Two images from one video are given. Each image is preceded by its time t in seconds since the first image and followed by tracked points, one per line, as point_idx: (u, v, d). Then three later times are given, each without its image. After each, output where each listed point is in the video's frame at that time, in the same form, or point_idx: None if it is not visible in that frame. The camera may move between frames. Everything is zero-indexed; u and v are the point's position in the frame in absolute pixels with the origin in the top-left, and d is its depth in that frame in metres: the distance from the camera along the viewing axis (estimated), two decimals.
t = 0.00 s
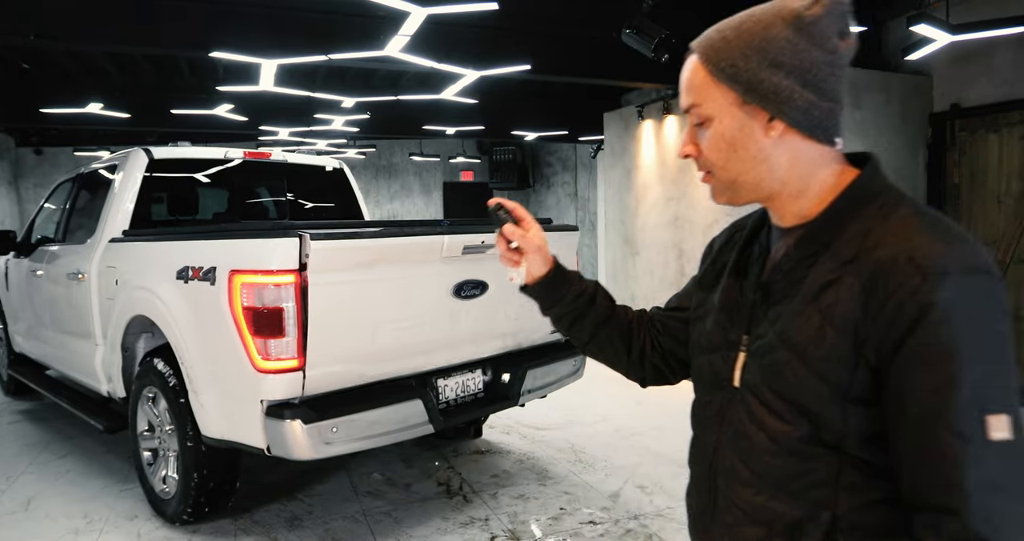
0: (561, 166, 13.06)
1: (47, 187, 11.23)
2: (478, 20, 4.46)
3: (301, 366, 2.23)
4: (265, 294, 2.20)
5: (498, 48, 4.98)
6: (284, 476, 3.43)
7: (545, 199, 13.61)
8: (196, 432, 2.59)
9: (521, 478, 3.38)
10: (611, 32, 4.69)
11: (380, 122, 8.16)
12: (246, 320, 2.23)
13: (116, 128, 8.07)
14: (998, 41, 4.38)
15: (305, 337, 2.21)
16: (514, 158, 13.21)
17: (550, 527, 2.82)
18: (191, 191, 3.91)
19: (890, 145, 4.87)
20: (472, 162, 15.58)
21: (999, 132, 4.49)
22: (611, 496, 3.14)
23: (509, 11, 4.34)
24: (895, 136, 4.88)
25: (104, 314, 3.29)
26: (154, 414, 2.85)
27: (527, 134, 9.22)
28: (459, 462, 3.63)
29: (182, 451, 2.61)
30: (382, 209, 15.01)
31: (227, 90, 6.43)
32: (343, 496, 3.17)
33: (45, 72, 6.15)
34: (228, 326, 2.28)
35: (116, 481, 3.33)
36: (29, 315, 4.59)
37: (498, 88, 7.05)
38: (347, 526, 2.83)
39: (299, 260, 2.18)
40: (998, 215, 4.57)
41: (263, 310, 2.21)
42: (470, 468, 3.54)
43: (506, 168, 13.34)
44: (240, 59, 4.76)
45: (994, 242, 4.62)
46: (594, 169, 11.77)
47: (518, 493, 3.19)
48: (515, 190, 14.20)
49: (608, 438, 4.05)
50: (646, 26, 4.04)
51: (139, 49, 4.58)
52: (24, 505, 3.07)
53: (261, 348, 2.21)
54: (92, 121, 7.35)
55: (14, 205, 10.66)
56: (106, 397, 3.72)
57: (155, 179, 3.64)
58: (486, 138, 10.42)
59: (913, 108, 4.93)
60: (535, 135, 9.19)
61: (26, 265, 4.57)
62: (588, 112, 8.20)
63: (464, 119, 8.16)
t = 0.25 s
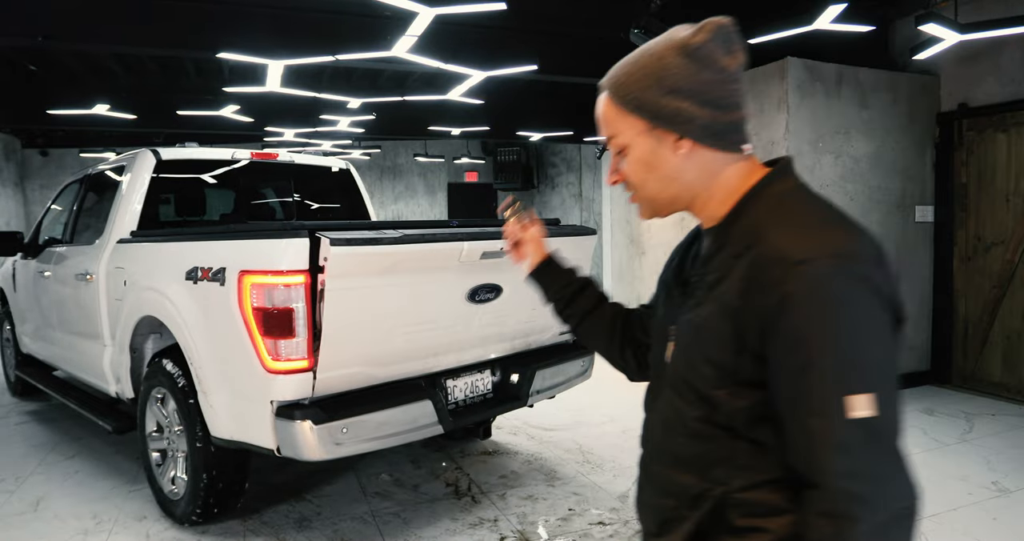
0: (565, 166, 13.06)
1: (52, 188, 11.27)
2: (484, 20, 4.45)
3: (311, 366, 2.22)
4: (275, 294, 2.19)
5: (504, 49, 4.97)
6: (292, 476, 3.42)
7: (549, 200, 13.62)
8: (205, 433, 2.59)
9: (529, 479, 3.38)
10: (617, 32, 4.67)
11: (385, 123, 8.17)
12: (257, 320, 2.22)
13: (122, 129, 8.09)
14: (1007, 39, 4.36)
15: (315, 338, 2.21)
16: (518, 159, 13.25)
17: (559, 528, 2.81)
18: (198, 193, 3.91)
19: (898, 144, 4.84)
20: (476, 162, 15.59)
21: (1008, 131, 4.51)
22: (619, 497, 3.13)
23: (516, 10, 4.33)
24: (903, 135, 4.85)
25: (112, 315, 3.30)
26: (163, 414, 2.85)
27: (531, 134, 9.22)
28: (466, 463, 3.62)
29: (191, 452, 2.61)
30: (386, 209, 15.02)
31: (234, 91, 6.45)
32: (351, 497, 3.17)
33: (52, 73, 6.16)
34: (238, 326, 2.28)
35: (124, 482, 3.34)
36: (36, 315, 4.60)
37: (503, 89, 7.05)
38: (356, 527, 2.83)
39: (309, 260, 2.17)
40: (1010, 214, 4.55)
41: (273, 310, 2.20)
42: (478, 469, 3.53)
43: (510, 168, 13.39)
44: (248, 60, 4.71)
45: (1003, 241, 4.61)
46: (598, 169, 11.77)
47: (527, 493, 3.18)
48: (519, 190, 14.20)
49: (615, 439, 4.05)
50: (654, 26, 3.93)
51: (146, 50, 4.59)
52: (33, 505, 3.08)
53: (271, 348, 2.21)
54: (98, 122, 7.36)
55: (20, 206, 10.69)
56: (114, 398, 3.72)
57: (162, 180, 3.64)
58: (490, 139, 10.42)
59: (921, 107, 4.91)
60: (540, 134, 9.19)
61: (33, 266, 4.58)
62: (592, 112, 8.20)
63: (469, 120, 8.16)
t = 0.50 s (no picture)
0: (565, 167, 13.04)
1: (52, 190, 11.29)
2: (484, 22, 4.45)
3: (311, 369, 2.22)
4: (276, 297, 2.19)
5: (504, 50, 4.97)
6: (291, 479, 3.42)
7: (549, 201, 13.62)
8: (205, 436, 2.58)
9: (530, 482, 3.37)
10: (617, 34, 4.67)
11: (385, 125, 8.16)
12: (256, 323, 2.21)
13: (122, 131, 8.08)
14: (1007, 40, 4.37)
15: (315, 341, 2.20)
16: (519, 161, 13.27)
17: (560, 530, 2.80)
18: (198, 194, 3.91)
19: (898, 145, 4.84)
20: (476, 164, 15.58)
21: (1008, 132, 4.52)
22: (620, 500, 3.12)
23: (515, 12, 4.32)
24: (903, 137, 4.85)
25: (111, 317, 3.29)
26: (163, 417, 2.84)
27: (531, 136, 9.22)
28: (466, 466, 3.62)
29: (191, 455, 2.61)
30: (386, 211, 15.01)
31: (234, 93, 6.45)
32: (351, 500, 3.16)
33: (52, 74, 6.16)
34: (238, 329, 2.27)
35: (124, 485, 3.33)
36: (36, 318, 4.59)
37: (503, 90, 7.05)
38: (355, 530, 2.82)
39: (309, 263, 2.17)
40: (1010, 215, 4.56)
41: (273, 313, 2.19)
42: (478, 471, 3.53)
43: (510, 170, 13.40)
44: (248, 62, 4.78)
45: (1003, 242, 4.61)
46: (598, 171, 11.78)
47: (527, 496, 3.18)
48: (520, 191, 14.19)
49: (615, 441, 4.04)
50: (654, 27, 3.94)
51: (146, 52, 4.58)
52: (32, 508, 3.07)
53: (272, 351, 2.20)
54: (98, 124, 7.35)
55: (19, 207, 10.68)
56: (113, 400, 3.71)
57: (161, 181, 3.64)
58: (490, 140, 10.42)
59: (921, 108, 4.91)
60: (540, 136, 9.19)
61: (33, 268, 4.58)
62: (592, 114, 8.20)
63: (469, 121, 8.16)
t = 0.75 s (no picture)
0: (565, 167, 13.00)
1: (52, 190, 11.27)
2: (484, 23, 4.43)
3: (308, 371, 2.24)
4: (273, 300, 2.18)
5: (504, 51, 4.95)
6: (290, 481, 3.42)
7: (550, 201, 13.61)
8: (202, 438, 2.57)
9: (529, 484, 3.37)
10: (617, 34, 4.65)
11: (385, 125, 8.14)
12: (253, 325, 2.21)
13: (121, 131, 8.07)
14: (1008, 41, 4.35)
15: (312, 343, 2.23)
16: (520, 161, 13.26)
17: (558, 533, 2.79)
18: (197, 196, 3.94)
19: (899, 147, 4.82)
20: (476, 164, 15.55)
21: (1008, 134, 4.49)
22: (619, 502, 3.11)
23: (514, 13, 4.30)
24: (904, 138, 4.84)
25: (110, 318, 3.28)
26: (160, 419, 2.83)
27: (532, 136, 9.20)
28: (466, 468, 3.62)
29: (188, 457, 2.60)
30: (387, 211, 14.99)
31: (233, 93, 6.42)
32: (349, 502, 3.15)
33: (51, 74, 6.15)
34: (234, 331, 2.27)
35: (122, 486, 3.33)
36: (35, 318, 4.58)
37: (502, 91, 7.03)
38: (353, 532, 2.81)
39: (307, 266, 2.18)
40: (1011, 216, 4.54)
41: (270, 316, 2.19)
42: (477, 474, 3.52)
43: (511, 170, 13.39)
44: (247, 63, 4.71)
45: (1004, 244, 4.59)
46: (599, 171, 11.77)
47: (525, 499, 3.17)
48: (520, 192, 14.15)
49: (615, 443, 4.03)
50: (653, 28, 3.93)
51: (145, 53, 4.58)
52: (30, 510, 3.06)
53: (269, 354, 2.20)
54: (98, 124, 7.35)
55: (19, 207, 10.67)
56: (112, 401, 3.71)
57: (160, 182, 3.64)
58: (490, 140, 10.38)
59: (921, 109, 4.89)
60: (540, 136, 9.17)
61: (32, 269, 4.57)
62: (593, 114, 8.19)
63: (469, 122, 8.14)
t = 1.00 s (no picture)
0: (567, 168, 12.97)
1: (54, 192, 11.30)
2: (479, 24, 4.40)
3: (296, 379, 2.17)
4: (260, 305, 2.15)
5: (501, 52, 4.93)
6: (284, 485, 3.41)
7: (552, 202, 13.59)
8: (193, 443, 2.56)
9: (524, 488, 3.35)
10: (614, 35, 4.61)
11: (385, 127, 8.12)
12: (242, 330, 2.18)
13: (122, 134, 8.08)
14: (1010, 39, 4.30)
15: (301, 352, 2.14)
16: (522, 162, 13.23)
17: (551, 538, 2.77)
18: (192, 197, 3.92)
19: (900, 146, 4.78)
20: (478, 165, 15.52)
21: (1011, 133, 4.44)
22: (614, 507, 3.08)
23: (510, 14, 4.28)
24: (905, 137, 4.79)
25: (104, 322, 3.28)
26: (153, 423, 2.83)
27: (532, 137, 9.18)
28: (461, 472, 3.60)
29: (179, 462, 2.59)
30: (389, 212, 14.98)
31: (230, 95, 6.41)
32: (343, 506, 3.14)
33: (50, 78, 6.16)
34: (223, 337, 2.25)
35: (117, 490, 3.32)
36: (33, 322, 4.59)
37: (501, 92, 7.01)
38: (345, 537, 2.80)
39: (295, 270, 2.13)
40: (1013, 216, 4.49)
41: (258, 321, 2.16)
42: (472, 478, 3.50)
43: (512, 171, 13.38)
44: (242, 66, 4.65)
45: (1006, 245, 4.54)
46: (600, 171, 11.74)
47: (520, 503, 3.15)
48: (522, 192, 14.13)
49: (612, 446, 4.01)
50: (647, 29, 3.89)
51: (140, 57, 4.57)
52: (24, 514, 3.06)
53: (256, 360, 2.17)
54: (97, 127, 7.36)
55: (22, 210, 10.71)
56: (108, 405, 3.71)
57: (155, 186, 3.64)
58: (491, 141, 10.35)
59: (923, 108, 4.85)
60: (541, 137, 9.14)
61: (30, 273, 4.58)
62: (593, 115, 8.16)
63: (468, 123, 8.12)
